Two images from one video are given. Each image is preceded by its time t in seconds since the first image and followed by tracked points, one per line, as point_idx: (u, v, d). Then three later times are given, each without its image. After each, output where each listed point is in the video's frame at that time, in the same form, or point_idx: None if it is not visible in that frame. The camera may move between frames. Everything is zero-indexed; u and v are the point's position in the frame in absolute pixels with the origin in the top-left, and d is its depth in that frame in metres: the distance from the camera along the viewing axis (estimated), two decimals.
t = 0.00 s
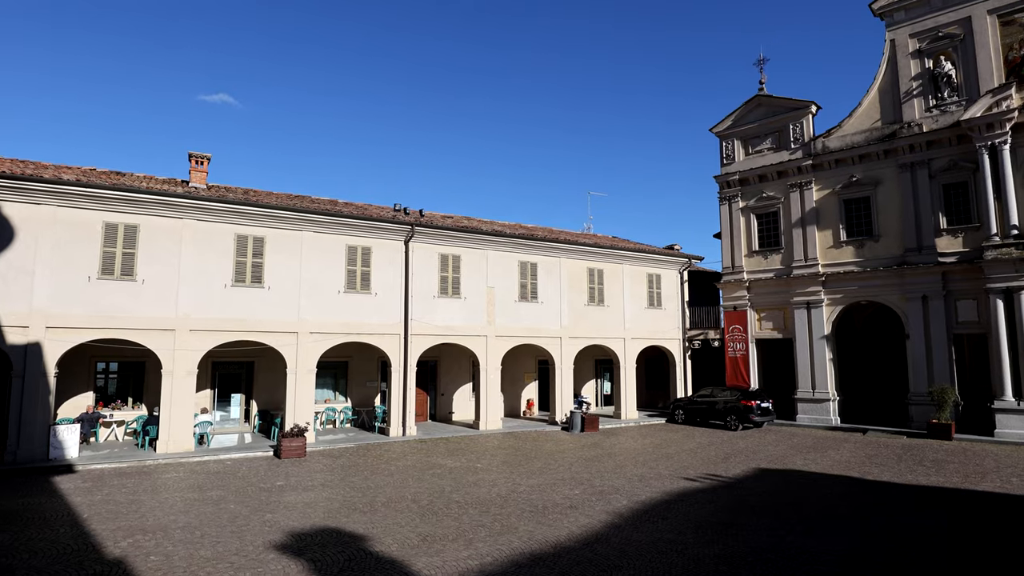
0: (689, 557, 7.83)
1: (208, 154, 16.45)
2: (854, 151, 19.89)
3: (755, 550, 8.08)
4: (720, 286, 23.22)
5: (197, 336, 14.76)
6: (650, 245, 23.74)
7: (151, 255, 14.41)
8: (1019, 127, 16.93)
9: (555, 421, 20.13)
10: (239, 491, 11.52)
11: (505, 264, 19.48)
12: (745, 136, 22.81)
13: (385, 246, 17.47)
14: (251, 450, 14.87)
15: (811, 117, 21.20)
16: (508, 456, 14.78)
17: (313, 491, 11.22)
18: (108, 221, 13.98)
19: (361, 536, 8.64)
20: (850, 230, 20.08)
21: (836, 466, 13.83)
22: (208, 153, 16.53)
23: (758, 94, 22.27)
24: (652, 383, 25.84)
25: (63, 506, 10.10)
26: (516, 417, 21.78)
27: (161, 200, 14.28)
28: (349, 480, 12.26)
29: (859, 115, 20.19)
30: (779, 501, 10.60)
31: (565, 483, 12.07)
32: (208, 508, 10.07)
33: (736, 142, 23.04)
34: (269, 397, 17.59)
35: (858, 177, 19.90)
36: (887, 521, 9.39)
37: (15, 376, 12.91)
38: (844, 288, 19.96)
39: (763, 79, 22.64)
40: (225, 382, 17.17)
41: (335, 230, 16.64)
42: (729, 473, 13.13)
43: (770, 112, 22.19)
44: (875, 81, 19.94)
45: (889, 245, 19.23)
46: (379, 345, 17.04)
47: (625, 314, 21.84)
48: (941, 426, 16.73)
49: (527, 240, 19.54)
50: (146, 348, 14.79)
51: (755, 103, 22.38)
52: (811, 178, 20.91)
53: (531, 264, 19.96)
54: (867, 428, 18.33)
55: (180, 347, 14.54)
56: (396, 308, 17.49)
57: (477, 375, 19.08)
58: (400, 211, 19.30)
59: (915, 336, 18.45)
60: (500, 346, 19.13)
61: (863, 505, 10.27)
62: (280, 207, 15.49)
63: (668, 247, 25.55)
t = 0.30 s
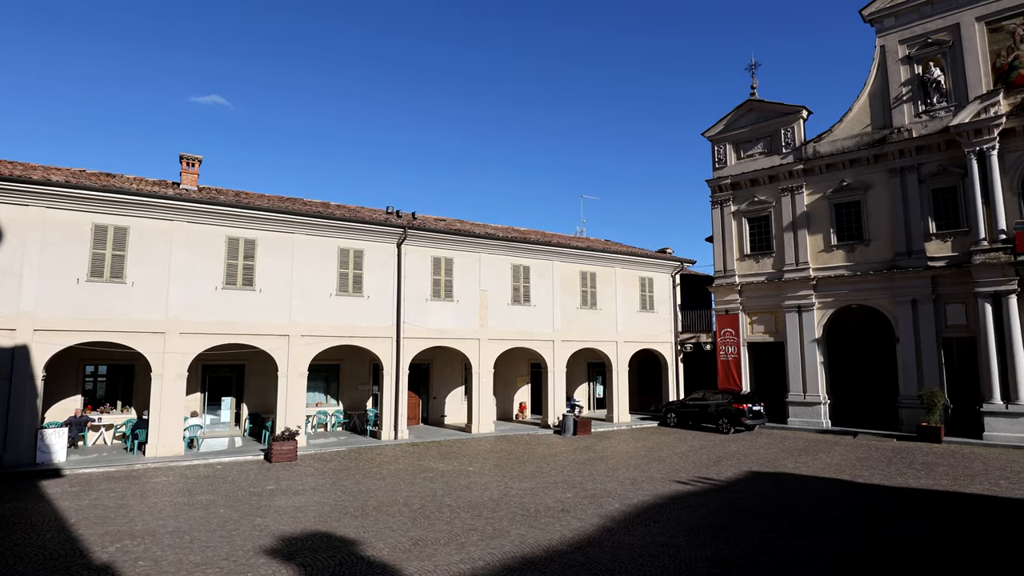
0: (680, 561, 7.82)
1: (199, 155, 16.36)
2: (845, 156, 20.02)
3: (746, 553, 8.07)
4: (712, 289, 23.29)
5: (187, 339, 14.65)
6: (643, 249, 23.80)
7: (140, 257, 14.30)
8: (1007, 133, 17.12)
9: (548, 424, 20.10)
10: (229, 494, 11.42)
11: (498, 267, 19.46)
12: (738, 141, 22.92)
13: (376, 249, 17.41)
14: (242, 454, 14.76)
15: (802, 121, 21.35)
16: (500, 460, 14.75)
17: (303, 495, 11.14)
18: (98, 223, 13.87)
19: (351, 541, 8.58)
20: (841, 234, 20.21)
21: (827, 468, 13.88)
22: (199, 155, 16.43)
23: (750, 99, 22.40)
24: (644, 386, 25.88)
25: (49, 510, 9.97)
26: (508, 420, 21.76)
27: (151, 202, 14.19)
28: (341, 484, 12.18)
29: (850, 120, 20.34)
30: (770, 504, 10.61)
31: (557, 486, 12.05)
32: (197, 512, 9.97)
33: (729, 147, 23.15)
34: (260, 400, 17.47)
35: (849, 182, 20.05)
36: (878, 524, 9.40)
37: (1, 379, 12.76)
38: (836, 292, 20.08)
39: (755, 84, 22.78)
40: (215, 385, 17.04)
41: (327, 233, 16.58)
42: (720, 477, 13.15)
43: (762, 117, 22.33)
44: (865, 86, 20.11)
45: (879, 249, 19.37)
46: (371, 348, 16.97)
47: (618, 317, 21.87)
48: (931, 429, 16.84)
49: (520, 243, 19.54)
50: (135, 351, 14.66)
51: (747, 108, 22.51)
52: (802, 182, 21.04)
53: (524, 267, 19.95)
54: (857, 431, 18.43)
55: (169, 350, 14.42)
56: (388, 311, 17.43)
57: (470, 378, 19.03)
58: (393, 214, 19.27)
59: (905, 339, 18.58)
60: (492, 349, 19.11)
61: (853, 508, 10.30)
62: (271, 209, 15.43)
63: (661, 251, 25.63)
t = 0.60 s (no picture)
0: (672, 564, 7.82)
1: (190, 157, 16.26)
2: (835, 161, 20.18)
3: (737, 557, 8.08)
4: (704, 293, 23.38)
5: (177, 342, 14.55)
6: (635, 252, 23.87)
7: (130, 260, 14.19)
8: (994, 139, 17.31)
9: (540, 427, 20.09)
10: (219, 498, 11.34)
11: (490, 270, 19.46)
12: (729, 145, 23.04)
13: (368, 252, 17.36)
14: (232, 457, 14.66)
15: (793, 126, 21.50)
16: (492, 463, 14.72)
17: (294, 500, 11.07)
18: (88, 225, 13.76)
19: (342, 545, 8.53)
20: (832, 238, 20.36)
21: (818, 471, 13.95)
22: (190, 157, 16.34)
23: (741, 104, 22.54)
24: (636, 390, 25.93)
25: (35, 515, 9.85)
26: (500, 424, 21.73)
27: (142, 204, 14.09)
28: (332, 487, 12.12)
29: (840, 125, 20.52)
30: (761, 507, 10.64)
31: (549, 489, 12.05)
32: (186, 517, 9.89)
33: (721, 151, 23.27)
34: (251, 403, 17.38)
35: (839, 187, 20.21)
36: (868, 526, 9.44)
37: None
38: (826, 296, 20.20)
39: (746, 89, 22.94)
40: (205, 388, 16.93)
41: (319, 236, 16.52)
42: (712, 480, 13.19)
43: (753, 122, 22.47)
44: (855, 92, 20.29)
45: (869, 253, 19.52)
46: (363, 351, 16.92)
47: (610, 321, 21.91)
48: (921, 432, 16.95)
49: (512, 247, 19.55)
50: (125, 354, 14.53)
51: (738, 113, 22.64)
52: (793, 187, 21.18)
53: (516, 270, 19.96)
54: (847, 435, 18.53)
55: (159, 353, 14.31)
56: (380, 314, 17.38)
57: (462, 381, 19.00)
58: (385, 217, 19.23)
59: (895, 343, 18.71)
60: (484, 352, 19.08)
61: (843, 511, 10.35)
62: (263, 212, 15.36)
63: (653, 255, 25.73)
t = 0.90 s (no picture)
0: (665, 567, 7.82)
1: (181, 159, 16.18)
2: (826, 165, 20.32)
3: (729, 560, 8.08)
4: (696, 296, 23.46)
5: (167, 344, 14.43)
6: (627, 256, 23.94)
7: (119, 261, 14.07)
8: (982, 145, 17.50)
9: (532, 431, 20.07)
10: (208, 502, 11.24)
11: (482, 273, 19.44)
12: (721, 149, 23.16)
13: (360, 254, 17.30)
14: (221, 461, 14.53)
15: (783, 131, 21.66)
16: (484, 467, 14.67)
17: (284, 503, 10.99)
18: (76, 226, 13.64)
19: (332, 549, 8.47)
20: (823, 242, 20.49)
21: (809, 474, 14.01)
22: (181, 159, 16.25)
23: (733, 109, 22.68)
24: (628, 393, 25.97)
25: (20, 520, 9.72)
26: (492, 427, 21.70)
27: (131, 205, 13.99)
28: (322, 491, 12.04)
29: (830, 130, 20.68)
30: (753, 510, 10.66)
31: (540, 493, 12.03)
32: (175, 521, 9.80)
33: (713, 156, 23.38)
34: (241, 406, 17.26)
35: (829, 191, 20.35)
36: (858, 529, 9.47)
37: None
38: (817, 300, 20.32)
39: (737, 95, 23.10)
40: (195, 392, 16.80)
41: (310, 238, 16.45)
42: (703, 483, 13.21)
43: (744, 127, 22.61)
44: (845, 97, 20.46)
45: (859, 257, 19.66)
46: (355, 354, 16.85)
47: (602, 324, 21.94)
48: (910, 434, 17.06)
49: (504, 250, 19.55)
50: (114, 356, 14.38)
51: (730, 118, 22.78)
52: (784, 192, 21.31)
53: (509, 273, 19.96)
54: (838, 438, 18.62)
55: (148, 356, 14.19)
56: (372, 317, 17.32)
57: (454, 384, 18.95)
58: (377, 219, 19.19)
59: (884, 346, 18.84)
60: (477, 355, 19.05)
61: (834, 514, 10.38)
62: (255, 214, 15.29)
63: (645, 258, 25.80)
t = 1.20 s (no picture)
0: (656, 571, 7.81)
1: (172, 160, 16.07)
2: (816, 170, 20.47)
3: (720, 563, 8.08)
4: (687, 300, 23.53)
5: (155, 347, 14.30)
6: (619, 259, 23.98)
7: (108, 263, 13.94)
8: (968, 151, 17.69)
9: (524, 434, 20.05)
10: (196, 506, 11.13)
11: (474, 276, 19.42)
12: (713, 154, 23.27)
13: (352, 257, 17.24)
14: (210, 465, 14.41)
15: (774, 136, 21.81)
16: (476, 470, 14.61)
17: (274, 508, 10.91)
18: (64, 227, 13.50)
19: (322, 554, 8.40)
20: (813, 246, 20.62)
21: (799, 477, 14.06)
22: (171, 160, 16.14)
23: (724, 113, 22.81)
24: (620, 396, 26.00)
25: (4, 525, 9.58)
26: (484, 430, 21.65)
27: (121, 207, 13.87)
28: (313, 495, 11.95)
29: (820, 135, 20.84)
30: (744, 513, 10.69)
31: (531, 496, 12.01)
32: (163, 526, 9.69)
33: (704, 160, 23.50)
34: (231, 410, 17.12)
35: (819, 196, 20.49)
36: (847, 532, 9.50)
37: None
38: (807, 303, 20.44)
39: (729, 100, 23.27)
40: (184, 395, 16.66)
41: (301, 240, 16.37)
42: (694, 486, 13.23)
43: (735, 131, 22.75)
44: (835, 103, 20.63)
45: (849, 261, 19.81)
46: (346, 357, 16.77)
47: (594, 327, 21.96)
48: (899, 437, 17.19)
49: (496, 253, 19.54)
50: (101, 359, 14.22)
51: (721, 122, 22.91)
52: (774, 196, 21.44)
53: (501, 276, 19.95)
54: (828, 440, 18.72)
55: (136, 359, 14.05)
56: (363, 320, 17.25)
57: (446, 387, 18.90)
58: (369, 222, 19.14)
59: (873, 349, 18.97)
60: (469, 358, 19.02)
61: (824, 517, 10.41)
62: (245, 216, 15.20)
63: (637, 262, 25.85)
